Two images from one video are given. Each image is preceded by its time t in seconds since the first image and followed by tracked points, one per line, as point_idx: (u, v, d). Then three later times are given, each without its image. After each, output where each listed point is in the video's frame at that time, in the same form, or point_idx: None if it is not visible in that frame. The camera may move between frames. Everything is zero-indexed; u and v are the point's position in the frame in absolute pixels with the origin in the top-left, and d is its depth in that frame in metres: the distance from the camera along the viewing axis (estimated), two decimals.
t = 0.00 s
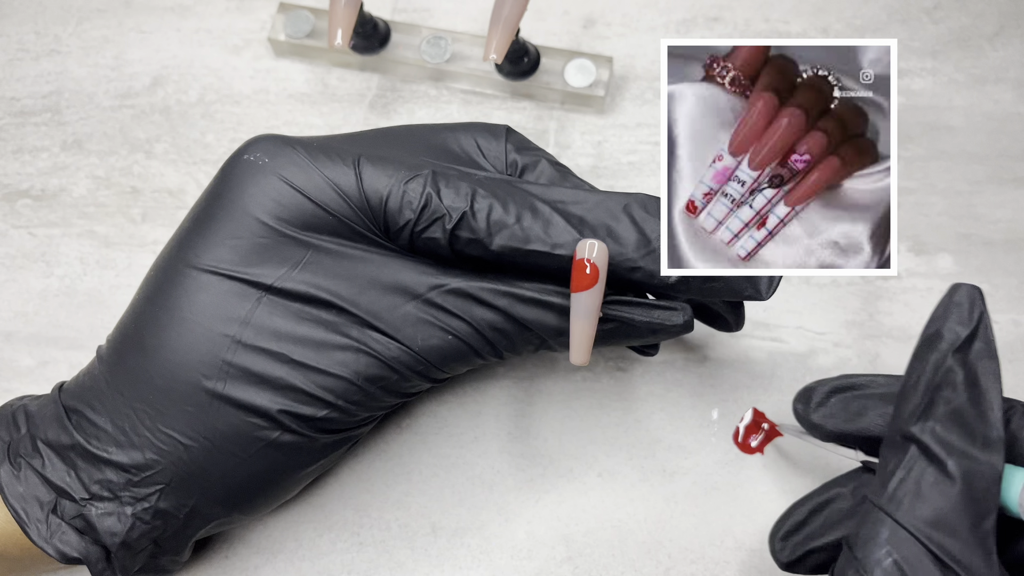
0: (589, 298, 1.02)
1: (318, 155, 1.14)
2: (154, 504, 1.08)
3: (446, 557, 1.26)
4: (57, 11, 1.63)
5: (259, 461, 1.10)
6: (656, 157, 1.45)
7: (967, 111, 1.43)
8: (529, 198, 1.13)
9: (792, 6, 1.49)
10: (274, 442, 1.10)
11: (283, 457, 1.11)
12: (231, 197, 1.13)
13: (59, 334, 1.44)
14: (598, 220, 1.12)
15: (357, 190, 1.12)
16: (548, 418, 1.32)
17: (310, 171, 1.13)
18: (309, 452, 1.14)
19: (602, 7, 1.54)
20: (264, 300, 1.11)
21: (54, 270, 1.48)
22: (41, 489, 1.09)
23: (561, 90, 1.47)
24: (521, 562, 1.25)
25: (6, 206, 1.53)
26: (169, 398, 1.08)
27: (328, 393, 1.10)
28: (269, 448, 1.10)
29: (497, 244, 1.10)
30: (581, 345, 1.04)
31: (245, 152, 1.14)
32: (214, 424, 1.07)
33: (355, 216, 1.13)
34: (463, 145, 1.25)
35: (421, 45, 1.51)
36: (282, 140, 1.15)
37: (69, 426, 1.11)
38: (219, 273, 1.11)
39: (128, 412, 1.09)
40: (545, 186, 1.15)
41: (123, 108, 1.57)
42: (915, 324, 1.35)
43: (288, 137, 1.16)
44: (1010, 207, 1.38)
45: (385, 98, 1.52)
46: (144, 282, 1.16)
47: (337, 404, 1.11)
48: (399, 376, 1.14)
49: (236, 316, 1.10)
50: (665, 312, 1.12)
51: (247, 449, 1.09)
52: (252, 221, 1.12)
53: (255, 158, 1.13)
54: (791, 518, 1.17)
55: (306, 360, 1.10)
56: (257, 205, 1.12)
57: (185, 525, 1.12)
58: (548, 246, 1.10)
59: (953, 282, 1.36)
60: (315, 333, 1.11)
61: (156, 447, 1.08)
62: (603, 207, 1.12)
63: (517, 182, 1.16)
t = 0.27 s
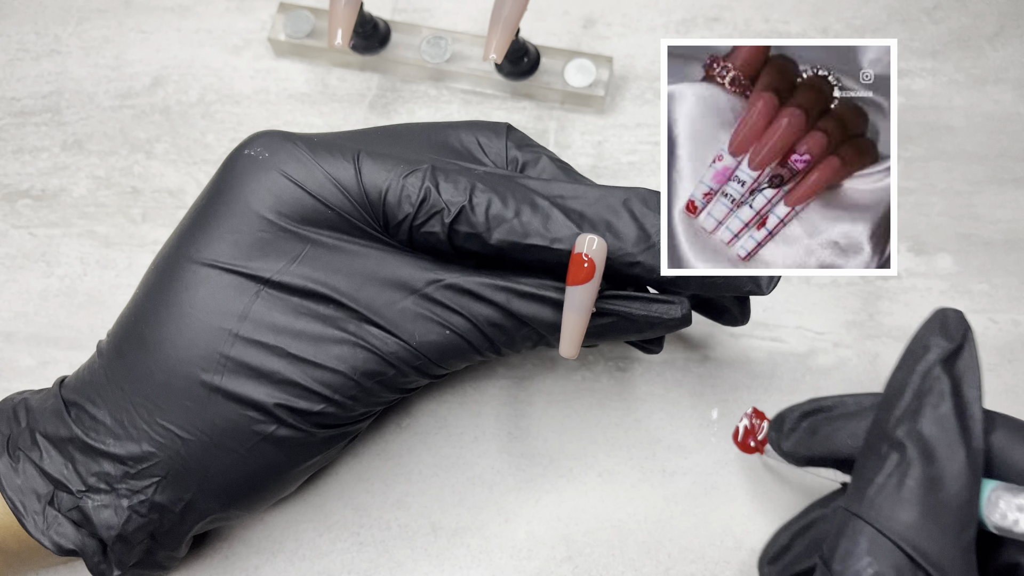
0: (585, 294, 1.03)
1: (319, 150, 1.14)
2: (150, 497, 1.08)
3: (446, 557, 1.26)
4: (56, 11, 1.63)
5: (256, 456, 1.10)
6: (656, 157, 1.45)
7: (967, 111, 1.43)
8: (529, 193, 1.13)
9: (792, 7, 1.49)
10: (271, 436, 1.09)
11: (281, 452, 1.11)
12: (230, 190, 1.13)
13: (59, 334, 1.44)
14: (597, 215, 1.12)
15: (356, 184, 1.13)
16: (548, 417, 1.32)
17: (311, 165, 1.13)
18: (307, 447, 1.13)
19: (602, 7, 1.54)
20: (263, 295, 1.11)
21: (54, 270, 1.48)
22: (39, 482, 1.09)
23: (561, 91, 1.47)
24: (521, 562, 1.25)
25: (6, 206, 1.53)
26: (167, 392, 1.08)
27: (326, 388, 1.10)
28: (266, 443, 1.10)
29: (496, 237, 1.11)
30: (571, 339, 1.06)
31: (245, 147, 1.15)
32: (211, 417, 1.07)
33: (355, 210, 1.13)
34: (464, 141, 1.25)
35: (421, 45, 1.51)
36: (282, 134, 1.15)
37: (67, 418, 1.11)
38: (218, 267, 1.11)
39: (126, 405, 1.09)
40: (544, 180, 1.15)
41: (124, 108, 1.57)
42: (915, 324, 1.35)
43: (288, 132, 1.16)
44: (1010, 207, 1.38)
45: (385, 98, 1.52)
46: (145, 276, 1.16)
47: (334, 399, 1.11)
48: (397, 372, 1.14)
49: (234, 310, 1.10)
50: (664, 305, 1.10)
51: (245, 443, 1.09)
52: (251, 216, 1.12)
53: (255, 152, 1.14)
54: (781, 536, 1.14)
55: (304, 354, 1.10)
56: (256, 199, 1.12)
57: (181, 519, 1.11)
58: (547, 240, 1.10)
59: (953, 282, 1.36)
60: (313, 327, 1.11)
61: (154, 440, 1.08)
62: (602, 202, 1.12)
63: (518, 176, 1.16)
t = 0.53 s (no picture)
0: (584, 283, 1.02)
1: (315, 149, 1.15)
2: (150, 498, 1.08)
3: (446, 557, 1.26)
4: (56, 11, 1.63)
5: (255, 455, 1.10)
6: (656, 157, 1.45)
7: (967, 111, 1.43)
8: (526, 185, 1.13)
9: (793, 6, 1.49)
10: (270, 435, 1.09)
11: (280, 450, 1.11)
12: (226, 190, 1.14)
13: (59, 334, 1.44)
14: (596, 207, 1.11)
15: (353, 180, 1.13)
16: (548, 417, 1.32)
17: (307, 164, 1.14)
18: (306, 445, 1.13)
19: (602, 7, 1.54)
20: (259, 294, 1.11)
21: (54, 270, 1.48)
22: (40, 483, 1.10)
23: (561, 90, 1.47)
24: (521, 562, 1.25)
25: (6, 206, 1.53)
26: (165, 391, 1.08)
27: (324, 386, 1.10)
28: (265, 441, 1.10)
29: (494, 230, 1.11)
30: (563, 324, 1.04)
31: (241, 147, 1.16)
32: (211, 417, 1.08)
33: (354, 206, 1.14)
34: (463, 135, 1.25)
35: (421, 45, 1.51)
36: (278, 134, 1.16)
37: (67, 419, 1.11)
38: (214, 266, 1.11)
39: (125, 405, 1.09)
40: (541, 172, 1.15)
41: (124, 108, 1.57)
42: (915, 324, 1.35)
43: (284, 132, 1.17)
44: (1010, 207, 1.38)
45: (385, 98, 1.52)
46: (144, 276, 1.17)
47: (333, 396, 1.11)
48: (395, 368, 1.13)
49: (233, 309, 1.10)
50: (663, 295, 1.10)
51: (244, 442, 1.09)
52: (246, 215, 1.12)
53: (251, 153, 1.15)
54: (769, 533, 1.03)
55: (302, 352, 1.10)
56: (252, 199, 1.13)
57: (181, 520, 1.11)
58: (546, 232, 1.10)
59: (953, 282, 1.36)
60: (311, 325, 1.11)
61: (153, 440, 1.08)
62: (601, 193, 1.12)
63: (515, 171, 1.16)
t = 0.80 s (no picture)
0: (587, 309, 1.01)
1: (311, 171, 1.14)
2: (159, 517, 1.08)
3: (446, 557, 1.26)
4: (56, 11, 1.63)
5: (260, 471, 1.10)
6: (656, 157, 1.44)
7: (967, 111, 1.42)
8: (525, 222, 1.11)
9: (793, 6, 1.49)
10: (274, 451, 1.09)
11: (284, 466, 1.11)
12: (222, 209, 1.13)
13: (59, 334, 1.44)
14: (596, 246, 1.09)
15: (350, 211, 1.11)
16: (547, 418, 1.32)
17: (302, 186, 1.13)
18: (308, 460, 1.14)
19: (602, 7, 1.54)
20: (258, 314, 1.11)
21: (54, 269, 1.48)
22: (45, 505, 1.09)
23: (560, 90, 1.47)
24: (521, 562, 1.25)
25: (6, 206, 1.53)
26: (166, 412, 1.07)
27: (326, 403, 1.11)
28: (269, 457, 1.10)
29: (492, 265, 1.09)
30: (567, 346, 1.01)
31: (236, 165, 1.15)
32: (214, 436, 1.07)
33: (349, 236, 1.12)
34: (463, 165, 1.23)
35: (420, 44, 1.51)
36: (275, 153, 1.15)
37: (69, 440, 1.11)
38: (213, 285, 1.11)
39: (127, 426, 1.08)
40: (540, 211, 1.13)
41: (123, 107, 1.57)
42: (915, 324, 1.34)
43: (281, 151, 1.16)
44: (1010, 206, 1.38)
45: (385, 98, 1.52)
46: (138, 295, 1.16)
47: (334, 414, 1.11)
48: (395, 384, 1.14)
49: (231, 329, 1.10)
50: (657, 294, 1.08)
51: (249, 459, 1.09)
52: (243, 235, 1.12)
53: (247, 171, 1.14)
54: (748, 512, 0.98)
55: (303, 372, 1.10)
56: (248, 219, 1.12)
57: (190, 537, 1.11)
58: (544, 267, 1.08)
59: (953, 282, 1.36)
60: (310, 345, 1.11)
61: (158, 462, 1.07)
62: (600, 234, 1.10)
63: (515, 209, 1.14)
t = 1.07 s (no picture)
0: (586, 311, 1.01)
1: (308, 173, 1.14)
2: (159, 520, 1.09)
3: (446, 558, 1.26)
4: (56, 11, 1.63)
5: (259, 474, 1.10)
6: (656, 157, 1.44)
7: (967, 111, 1.43)
8: (524, 223, 1.11)
9: (793, 6, 1.49)
10: (274, 454, 1.09)
11: (283, 469, 1.11)
12: (220, 212, 1.13)
13: (59, 334, 1.44)
14: (594, 249, 1.09)
15: (349, 213, 1.12)
16: (547, 418, 1.32)
17: (299, 188, 1.13)
18: (308, 463, 1.13)
19: (602, 7, 1.54)
20: (257, 316, 1.11)
21: (53, 269, 1.48)
22: (45, 507, 1.09)
23: (560, 90, 1.47)
24: (522, 563, 1.25)
25: (6, 206, 1.53)
26: (166, 415, 1.07)
27: (325, 406, 1.10)
28: (269, 460, 1.10)
29: (491, 267, 1.09)
30: (563, 348, 1.02)
31: (234, 167, 1.15)
32: (214, 439, 1.07)
33: (348, 237, 1.12)
34: (461, 165, 1.23)
35: (420, 44, 1.51)
36: (272, 155, 1.15)
37: (69, 443, 1.11)
38: (212, 289, 1.11)
39: (127, 430, 1.09)
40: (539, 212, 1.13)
41: (123, 108, 1.57)
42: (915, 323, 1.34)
43: (278, 153, 1.16)
44: (1010, 207, 1.38)
45: (385, 98, 1.52)
46: (136, 297, 1.16)
47: (334, 416, 1.11)
48: (395, 386, 1.14)
49: (230, 331, 1.10)
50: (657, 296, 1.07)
51: (248, 462, 1.09)
52: (241, 238, 1.12)
53: (244, 174, 1.14)
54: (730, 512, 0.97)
55: (302, 374, 1.10)
56: (247, 222, 1.12)
57: (190, 540, 1.12)
58: (544, 269, 1.08)
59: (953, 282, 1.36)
60: (309, 348, 1.10)
61: (159, 465, 1.08)
62: (599, 236, 1.10)
63: (514, 210, 1.15)
